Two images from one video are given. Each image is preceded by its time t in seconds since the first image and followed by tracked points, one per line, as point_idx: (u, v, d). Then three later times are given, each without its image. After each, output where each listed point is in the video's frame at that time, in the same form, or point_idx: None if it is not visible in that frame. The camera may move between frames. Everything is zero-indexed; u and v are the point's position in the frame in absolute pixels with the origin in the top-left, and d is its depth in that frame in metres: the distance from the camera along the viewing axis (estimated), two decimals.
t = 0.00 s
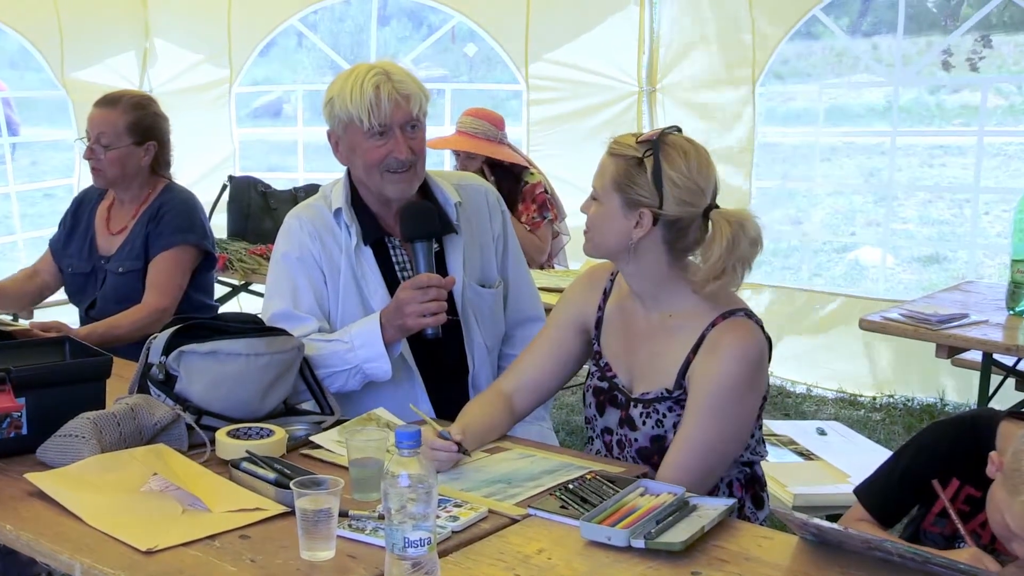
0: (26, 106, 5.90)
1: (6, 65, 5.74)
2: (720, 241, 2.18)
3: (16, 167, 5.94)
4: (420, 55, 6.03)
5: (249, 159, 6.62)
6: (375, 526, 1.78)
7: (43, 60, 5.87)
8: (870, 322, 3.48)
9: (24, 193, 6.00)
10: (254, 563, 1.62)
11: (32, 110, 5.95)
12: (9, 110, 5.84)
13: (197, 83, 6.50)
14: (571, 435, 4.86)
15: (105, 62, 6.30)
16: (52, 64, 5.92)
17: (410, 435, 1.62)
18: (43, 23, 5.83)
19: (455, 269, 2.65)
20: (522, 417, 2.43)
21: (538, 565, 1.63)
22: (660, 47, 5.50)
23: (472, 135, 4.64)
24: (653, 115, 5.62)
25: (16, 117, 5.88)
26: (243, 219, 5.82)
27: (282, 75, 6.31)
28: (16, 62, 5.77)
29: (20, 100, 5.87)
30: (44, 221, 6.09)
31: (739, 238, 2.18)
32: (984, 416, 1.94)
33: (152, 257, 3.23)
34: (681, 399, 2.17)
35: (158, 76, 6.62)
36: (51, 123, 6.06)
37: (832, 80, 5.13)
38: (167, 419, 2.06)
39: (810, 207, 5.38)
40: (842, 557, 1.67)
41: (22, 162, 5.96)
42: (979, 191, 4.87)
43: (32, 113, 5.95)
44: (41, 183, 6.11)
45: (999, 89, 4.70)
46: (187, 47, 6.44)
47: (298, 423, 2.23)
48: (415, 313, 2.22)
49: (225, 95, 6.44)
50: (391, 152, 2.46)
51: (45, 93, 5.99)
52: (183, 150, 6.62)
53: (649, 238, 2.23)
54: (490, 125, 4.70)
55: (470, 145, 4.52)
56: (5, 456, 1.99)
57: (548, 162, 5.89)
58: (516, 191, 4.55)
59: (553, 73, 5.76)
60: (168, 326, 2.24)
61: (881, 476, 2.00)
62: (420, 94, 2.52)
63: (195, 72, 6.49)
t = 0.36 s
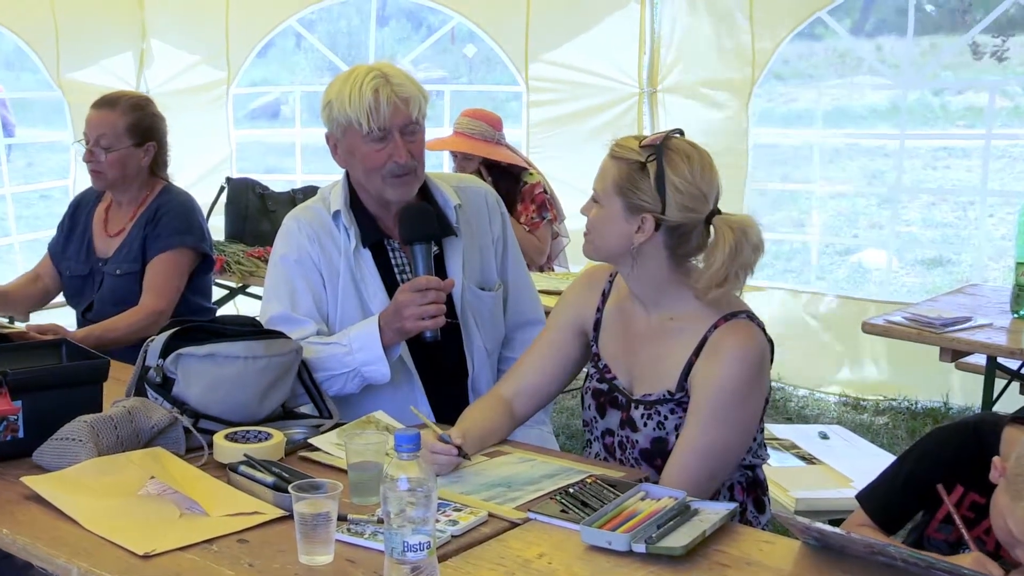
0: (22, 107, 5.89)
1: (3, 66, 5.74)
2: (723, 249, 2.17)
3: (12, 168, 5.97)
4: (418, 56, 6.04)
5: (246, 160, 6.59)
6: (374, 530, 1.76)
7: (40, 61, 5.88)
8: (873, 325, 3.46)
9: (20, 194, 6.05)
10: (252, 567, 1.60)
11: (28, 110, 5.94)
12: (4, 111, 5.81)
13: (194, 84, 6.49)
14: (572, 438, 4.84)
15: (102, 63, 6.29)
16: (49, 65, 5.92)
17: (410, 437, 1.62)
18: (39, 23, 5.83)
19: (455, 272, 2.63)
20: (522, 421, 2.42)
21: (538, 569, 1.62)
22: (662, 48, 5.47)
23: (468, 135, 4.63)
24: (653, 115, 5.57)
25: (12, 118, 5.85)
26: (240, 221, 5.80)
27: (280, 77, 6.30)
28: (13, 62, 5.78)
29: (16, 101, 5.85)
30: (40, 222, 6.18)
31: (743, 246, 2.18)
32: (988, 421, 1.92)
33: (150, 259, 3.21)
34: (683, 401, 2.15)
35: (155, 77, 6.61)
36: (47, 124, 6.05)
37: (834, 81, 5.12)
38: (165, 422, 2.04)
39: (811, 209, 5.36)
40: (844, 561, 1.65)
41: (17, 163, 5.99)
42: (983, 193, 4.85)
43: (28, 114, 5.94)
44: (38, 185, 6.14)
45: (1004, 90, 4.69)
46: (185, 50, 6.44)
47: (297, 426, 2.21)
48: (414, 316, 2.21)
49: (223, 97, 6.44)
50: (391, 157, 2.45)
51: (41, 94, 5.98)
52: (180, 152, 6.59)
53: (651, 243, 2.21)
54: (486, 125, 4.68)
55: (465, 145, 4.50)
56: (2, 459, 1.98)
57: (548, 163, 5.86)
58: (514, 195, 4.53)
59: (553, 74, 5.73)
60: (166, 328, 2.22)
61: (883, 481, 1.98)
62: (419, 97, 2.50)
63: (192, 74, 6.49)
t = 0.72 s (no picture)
0: (18, 108, 5.91)
1: None
2: (726, 250, 2.15)
3: (7, 170, 6.01)
4: (418, 56, 6.06)
5: (246, 161, 6.59)
6: (374, 535, 1.74)
7: (33, 59, 5.90)
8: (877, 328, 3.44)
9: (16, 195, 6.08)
10: (250, 572, 1.58)
11: (22, 110, 5.95)
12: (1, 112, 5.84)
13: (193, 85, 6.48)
14: (573, 442, 4.82)
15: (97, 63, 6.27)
16: (43, 64, 5.93)
17: (410, 440, 1.60)
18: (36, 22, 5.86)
19: (455, 274, 2.61)
20: (522, 424, 2.40)
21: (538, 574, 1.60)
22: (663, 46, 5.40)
23: (466, 137, 4.62)
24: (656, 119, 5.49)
25: (7, 118, 5.89)
26: (238, 222, 5.80)
27: (278, 77, 6.31)
28: (7, 62, 5.82)
29: (13, 102, 5.87)
30: (35, 224, 6.21)
31: (745, 246, 2.16)
32: (993, 426, 1.90)
33: (149, 261, 3.20)
34: (685, 402, 2.13)
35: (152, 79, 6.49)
36: (40, 125, 6.07)
37: (837, 82, 5.10)
38: (162, 426, 2.02)
39: (813, 212, 5.34)
40: (848, 566, 1.63)
41: (13, 164, 6.02)
42: (986, 194, 4.84)
43: (23, 114, 5.96)
44: (34, 185, 6.18)
45: (1008, 90, 4.67)
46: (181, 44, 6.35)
47: (296, 429, 2.19)
48: (413, 319, 2.19)
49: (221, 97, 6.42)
50: (390, 159, 2.43)
51: (36, 95, 5.99)
52: (179, 153, 6.57)
53: (652, 246, 2.19)
54: (485, 127, 4.67)
55: (464, 147, 4.53)
56: None
57: (548, 165, 5.85)
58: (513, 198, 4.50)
59: (553, 75, 5.71)
60: (163, 331, 2.21)
61: (887, 485, 1.95)
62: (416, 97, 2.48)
63: (192, 74, 6.39)
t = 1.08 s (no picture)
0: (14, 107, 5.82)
1: None
2: (733, 246, 2.14)
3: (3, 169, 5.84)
4: (417, 56, 6.05)
5: (243, 161, 6.59)
6: (373, 538, 1.72)
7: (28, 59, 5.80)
8: (880, 330, 3.42)
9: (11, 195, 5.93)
10: None
11: (17, 109, 5.86)
12: None
13: (191, 84, 6.42)
14: (574, 446, 4.79)
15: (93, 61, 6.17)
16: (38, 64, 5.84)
17: (410, 444, 1.59)
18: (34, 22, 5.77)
19: (456, 275, 2.59)
20: (523, 426, 2.37)
21: None
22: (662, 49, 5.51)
23: (466, 137, 4.60)
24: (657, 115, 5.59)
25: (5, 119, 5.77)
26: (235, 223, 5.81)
27: (275, 75, 6.31)
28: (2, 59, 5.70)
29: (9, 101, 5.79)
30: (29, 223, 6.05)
31: (751, 241, 2.16)
32: (992, 427, 1.89)
33: (145, 266, 3.17)
34: (689, 402, 2.11)
35: (149, 77, 6.45)
36: (38, 124, 5.95)
37: (839, 81, 5.08)
38: (159, 428, 2.00)
39: (817, 212, 5.32)
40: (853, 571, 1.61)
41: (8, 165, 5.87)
42: (990, 194, 4.79)
43: (18, 114, 5.87)
44: (30, 186, 6.05)
45: (1013, 89, 4.62)
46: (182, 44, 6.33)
47: (294, 432, 2.17)
48: (413, 320, 2.17)
49: (219, 97, 6.39)
50: (388, 160, 2.41)
51: (31, 93, 5.91)
52: (177, 153, 6.53)
53: (657, 247, 2.17)
54: (484, 127, 4.65)
55: (465, 148, 4.49)
56: None
57: (548, 163, 5.89)
58: (513, 198, 4.47)
59: (554, 73, 5.73)
60: (160, 333, 2.18)
61: (890, 487, 1.93)
62: (410, 97, 2.46)
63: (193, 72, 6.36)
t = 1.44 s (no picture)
0: (6, 103, 5.92)
1: None
2: (743, 242, 2.11)
3: None
4: (417, 52, 6.03)
5: (241, 158, 6.55)
6: (372, 541, 1.69)
7: (22, 55, 5.95)
8: (887, 330, 3.39)
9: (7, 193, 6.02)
10: None
11: (10, 104, 5.95)
12: None
13: (189, 81, 6.41)
14: (574, 446, 4.76)
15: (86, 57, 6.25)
16: (32, 60, 5.98)
17: (409, 445, 1.57)
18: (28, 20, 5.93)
19: (455, 273, 2.56)
20: (524, 427, 2.34)
21: None
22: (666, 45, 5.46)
23: (464, 133, 4.58)
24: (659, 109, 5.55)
25: None
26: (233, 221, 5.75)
27: (275, 71, 6.26)
28: None
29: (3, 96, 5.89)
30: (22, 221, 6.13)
31: (758, 237, 2.13)
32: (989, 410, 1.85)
33: (139, 264, 3.15)
34: (695, 401, 2.08)
35: (144, 73, 6.47)
36: (29, 120, 6.06)
37: (845, 77, 5.04)
38: (155, 429, 1.97)
39: (822, 210, 5.28)
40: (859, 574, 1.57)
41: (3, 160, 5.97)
42: (997, 192, 4.76)
43: (11, 110, 5.96)
44: (23, 183, 6.12)
45: (1018, 83, 4.59)
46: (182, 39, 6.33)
47: (292, 432, 2.14)
48: (412, 320, 2.14)
49: (217, 94, 6.36)
50: (389, 156, 2.39)
51: (23, 90, 6.00)
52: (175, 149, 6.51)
53: (664, 244, 2.14)
54: (485, 124, 4.62)
55: (464, 144, 4.45)
56: None
57: (549, 160, 5.85)
58: (513, 195, 4.44)
59: (555, 69, 5.70)
60: (156, 333, 2.16)
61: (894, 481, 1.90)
62: (411, 92, 2.43)
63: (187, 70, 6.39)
